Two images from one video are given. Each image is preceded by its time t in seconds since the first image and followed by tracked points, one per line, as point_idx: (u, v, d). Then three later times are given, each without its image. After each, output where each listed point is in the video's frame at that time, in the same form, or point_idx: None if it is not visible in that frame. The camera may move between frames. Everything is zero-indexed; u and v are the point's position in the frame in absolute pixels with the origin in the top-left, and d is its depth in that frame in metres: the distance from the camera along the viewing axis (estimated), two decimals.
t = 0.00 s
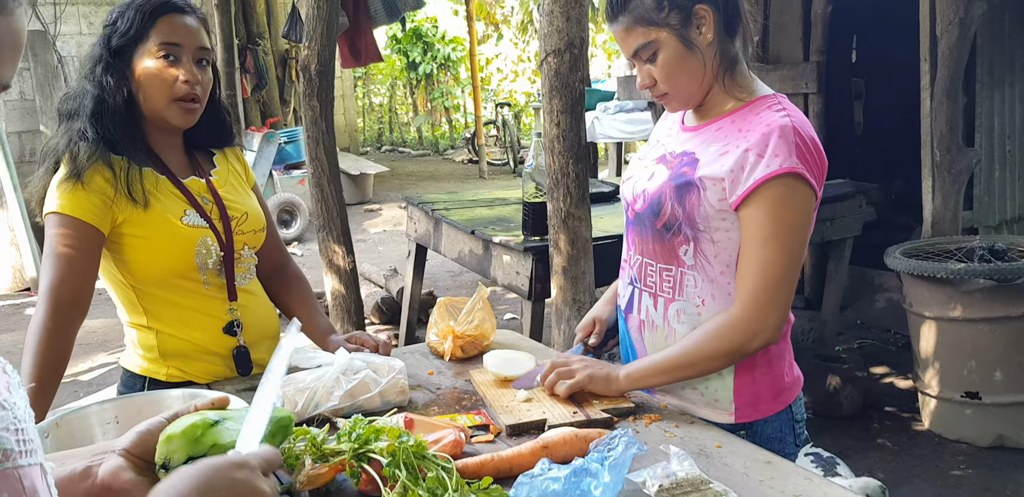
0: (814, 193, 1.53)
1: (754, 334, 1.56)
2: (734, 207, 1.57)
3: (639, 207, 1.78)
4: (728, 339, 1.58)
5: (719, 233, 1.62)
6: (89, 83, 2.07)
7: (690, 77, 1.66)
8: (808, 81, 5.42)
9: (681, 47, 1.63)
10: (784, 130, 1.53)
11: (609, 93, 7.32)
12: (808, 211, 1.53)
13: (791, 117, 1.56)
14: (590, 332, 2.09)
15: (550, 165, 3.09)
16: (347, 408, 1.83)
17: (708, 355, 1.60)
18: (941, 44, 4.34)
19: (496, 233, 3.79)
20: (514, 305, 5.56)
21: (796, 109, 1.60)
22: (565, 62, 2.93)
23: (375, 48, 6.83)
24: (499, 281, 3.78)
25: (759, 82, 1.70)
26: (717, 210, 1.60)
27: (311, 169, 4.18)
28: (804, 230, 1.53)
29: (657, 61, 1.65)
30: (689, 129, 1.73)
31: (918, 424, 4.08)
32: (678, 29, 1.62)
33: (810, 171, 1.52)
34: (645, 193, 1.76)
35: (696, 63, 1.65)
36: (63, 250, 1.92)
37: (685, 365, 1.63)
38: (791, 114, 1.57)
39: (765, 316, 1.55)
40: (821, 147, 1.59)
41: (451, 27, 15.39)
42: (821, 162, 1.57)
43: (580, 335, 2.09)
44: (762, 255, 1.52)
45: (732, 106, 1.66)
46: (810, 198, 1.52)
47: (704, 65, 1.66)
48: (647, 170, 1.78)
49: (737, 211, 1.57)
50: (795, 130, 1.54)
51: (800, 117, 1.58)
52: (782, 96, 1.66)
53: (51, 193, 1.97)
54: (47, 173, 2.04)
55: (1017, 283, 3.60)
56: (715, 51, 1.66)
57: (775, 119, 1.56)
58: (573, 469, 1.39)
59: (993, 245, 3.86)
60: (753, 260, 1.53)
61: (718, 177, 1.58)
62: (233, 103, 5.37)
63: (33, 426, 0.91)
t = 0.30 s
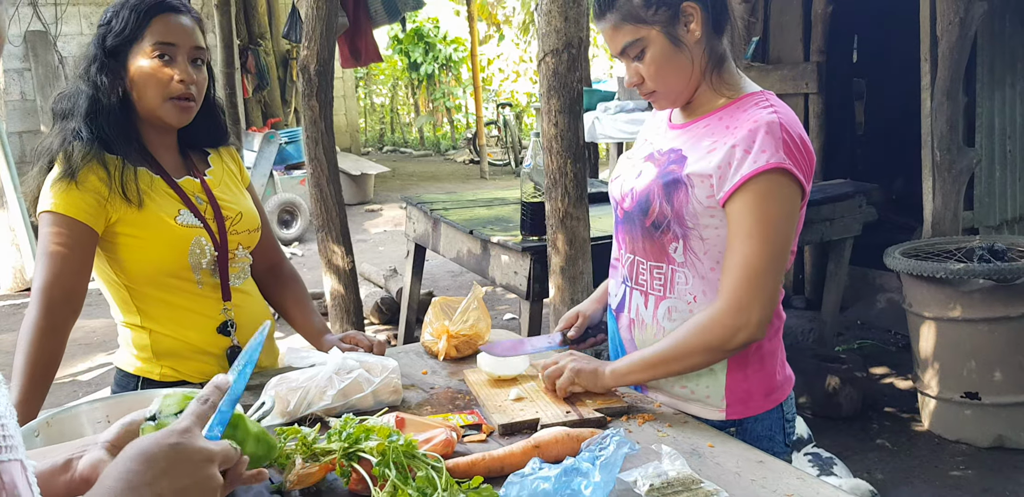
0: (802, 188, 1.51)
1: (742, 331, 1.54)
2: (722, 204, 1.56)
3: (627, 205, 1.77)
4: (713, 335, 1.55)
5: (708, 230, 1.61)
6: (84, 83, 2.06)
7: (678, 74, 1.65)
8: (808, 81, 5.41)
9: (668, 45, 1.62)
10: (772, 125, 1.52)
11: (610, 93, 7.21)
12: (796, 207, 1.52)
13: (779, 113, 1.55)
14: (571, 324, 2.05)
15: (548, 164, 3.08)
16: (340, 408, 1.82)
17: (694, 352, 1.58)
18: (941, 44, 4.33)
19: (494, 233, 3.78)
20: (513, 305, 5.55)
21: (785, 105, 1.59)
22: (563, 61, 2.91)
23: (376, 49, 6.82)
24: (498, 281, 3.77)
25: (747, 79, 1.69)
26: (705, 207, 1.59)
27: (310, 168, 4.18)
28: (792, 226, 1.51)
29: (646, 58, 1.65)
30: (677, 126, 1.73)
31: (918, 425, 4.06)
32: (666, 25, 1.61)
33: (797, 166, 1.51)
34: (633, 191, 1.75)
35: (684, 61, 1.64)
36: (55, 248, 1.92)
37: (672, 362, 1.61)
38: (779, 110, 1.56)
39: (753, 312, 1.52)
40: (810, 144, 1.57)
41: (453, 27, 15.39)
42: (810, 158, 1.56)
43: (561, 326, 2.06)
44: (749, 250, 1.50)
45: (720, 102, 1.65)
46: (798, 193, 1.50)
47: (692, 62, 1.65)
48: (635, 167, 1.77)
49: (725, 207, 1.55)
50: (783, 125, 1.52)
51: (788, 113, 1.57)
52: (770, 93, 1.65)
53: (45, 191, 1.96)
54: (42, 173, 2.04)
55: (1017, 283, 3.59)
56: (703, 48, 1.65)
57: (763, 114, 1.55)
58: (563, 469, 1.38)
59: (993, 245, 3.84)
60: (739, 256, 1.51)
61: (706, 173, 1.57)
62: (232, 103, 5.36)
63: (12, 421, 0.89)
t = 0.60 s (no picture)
0: (790, 183, 1.51)
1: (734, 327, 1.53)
2: (710, 201, 1.56)
3: (618, 203, 1.78)
4: (706, 333, 1.55)
5: (697, 227, 1.61)
6: (84, 79, 2.06)
7: (666, 71, 1.65)
8: (808, 81, 5.42)
9: (656, 44, 1.62)
10: (757, 122, 1.52)
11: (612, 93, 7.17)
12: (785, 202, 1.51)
13: (764, 109, 1.55)
14: (567, 329, 2.08)
15: (548, 162, 3.08)
16: (338, 403, 1.83)
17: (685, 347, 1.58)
18: (941, 43, 4.33)
19: (494, 231, 3.79)
20: (514, 304, 5.55)
21: (771, 101, 1.59)
22: (562, 60, 2.91)
23: (377, 48, 6.83)
24: (498, 279, 3.77)
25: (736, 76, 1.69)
26: (694, 204, 1.59)
27: (311, 168, 4.18)
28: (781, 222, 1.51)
29: (634, 58, 1.65)
30: (665, 124, 1.74)
31: (919, 423, 4.06)
32: (654, 24, 1.61)
33: (785, 162, 1.50)
34: (623, 190, 1.75)
35: (672, 59, 1.64)
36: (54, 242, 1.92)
37: (667, 360, 1.61)
38: (764, 106, 1.55)
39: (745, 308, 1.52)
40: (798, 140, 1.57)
41: (455, 28, 15.42)
42: (798, 153, 1.56)
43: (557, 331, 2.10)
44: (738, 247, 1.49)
45: (707, 99, 1.65)
46: (786, 189, 1.50)
47: (680, 60, 1.65)
48: (625, 167, 1.77)
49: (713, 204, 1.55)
50: (768, 122, 1.52)
51: (773, 108, 1.56)
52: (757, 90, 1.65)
53: (45, 191, 1.97)
54: (43, 169, 2.04)
55: (1017, 282, 3.59)
56: (691, 45, 1.65)
57: (748, 111, 1.55)
58: (560, 463, 1.38)
59: (993, 243, 3.84)
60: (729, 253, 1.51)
61: (693, 171, 1.58)
62: (234, 103, 5.36)
63: (9, 411, 0.89)
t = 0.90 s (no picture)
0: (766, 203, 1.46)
1: (707, 353, 1.47)
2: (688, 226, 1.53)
3: (601, 229, 1.77)
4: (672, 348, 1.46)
5: (679, 252, 1.59)
6: (87, 99, 2.07)
7: (641, 90, 1.65)
8: (808, 102, 5.44)
9: (630, 63, 1.62)
10: (729, 144, 1.49)
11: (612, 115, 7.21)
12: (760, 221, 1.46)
13: (738, 130, 1.51)
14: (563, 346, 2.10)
15: (548, 182, 3.09)
16: (336, 422, 1.81)
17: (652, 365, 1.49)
18: (940, 64, 4.36)
19: (495, 251, 3.79)
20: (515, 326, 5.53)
21: (748, 120, 1.56)
22: (562, 80, 2.93)
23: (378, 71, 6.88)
24: (498, 299, 3.76)
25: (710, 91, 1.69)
26: (672, 230, 1.57)
27: (312, 189, 4.19)
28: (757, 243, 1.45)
29: (608, 77, 1.64)
30: (646, 148, 1.73)
31: (921, 445, 4.03)
32: (626, 42, 1.60)
33: (760, 182, 1.46)
34: (605, 215, 1.74)
35: (647, 77, 1.64)
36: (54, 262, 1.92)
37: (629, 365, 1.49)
38: (739, 126, 1.52)
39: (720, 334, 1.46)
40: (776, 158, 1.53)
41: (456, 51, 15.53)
42: (776, 171, 1.51)
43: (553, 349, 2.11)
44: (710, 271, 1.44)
45: (683, 118, 1.66)
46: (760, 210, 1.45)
47: (655, 79, 1.65)
48: (607, 191, 1.77)
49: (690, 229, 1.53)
50: (742, 142, 1.49)
51: (749, 126, 1.53)
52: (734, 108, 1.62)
53: (44, 213, 1.97)
54: (44, 189, 2.04)
55: (1018, 302, 3.58)
56: (664, 64, 1.64)
57: (721, 134, 1.51)
58: (559, 481, 1.38)
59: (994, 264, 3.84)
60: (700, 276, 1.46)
61: (670, 196, 1.56)
62: (236, 125, 5.38)
63: (7, 422, 0.88)
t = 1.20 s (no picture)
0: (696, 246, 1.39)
1: (587, 373, 1.32)
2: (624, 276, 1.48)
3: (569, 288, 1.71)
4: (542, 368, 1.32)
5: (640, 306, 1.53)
6: (92, 148, 2.11)
7: (595, 131, 1.63)
8: (809, 155, 5.48)
9: (589, 100, 1.60)
10: (665, 190, 1.46)
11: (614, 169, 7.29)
12: (683, 259, 1.38)
13: (681, 177, 1.48)
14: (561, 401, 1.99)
15: (550, 232, 3.11)
16: (334, 471, 1.79)
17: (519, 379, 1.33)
18: (940, 116, 4.42)
19: (497, 302, 3.79)
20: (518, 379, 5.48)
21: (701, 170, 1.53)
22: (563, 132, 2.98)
23: (383, 124, 7.00)
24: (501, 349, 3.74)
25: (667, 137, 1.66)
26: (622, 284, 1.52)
27: (316, 241, 4.22)
28: (671, 275, 1.37)
29: (564, 109, 1.62)
30: (603, 204, 1.69)
31: None
32: (587, 80, 1.58)
33: (688, 221, 1.40)
34: (570, 274, 1.69)
35: (604, 119, 1.62)
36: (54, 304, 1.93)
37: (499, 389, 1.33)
38: (683, 174, 1.49)
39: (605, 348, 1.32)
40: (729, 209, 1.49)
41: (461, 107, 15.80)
42: (723, 221, 1.45)
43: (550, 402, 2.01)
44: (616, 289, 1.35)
45: (634, 170, 1.63)
46: (679, 243, 1.37)
47: (611, 121, 1.63)
48: (573, 252, 1.71)
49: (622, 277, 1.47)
50: (681, 189, 1.45)
51: (693, 179, 1.48)
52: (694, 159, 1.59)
53: (45, 258, 1.98)
54: (46, 236, 2.06)
55: None
56: (627, 108, 1.63)
57: (661, 182, 1.48)
58: None
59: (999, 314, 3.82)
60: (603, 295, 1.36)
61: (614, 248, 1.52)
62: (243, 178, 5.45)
63: None
